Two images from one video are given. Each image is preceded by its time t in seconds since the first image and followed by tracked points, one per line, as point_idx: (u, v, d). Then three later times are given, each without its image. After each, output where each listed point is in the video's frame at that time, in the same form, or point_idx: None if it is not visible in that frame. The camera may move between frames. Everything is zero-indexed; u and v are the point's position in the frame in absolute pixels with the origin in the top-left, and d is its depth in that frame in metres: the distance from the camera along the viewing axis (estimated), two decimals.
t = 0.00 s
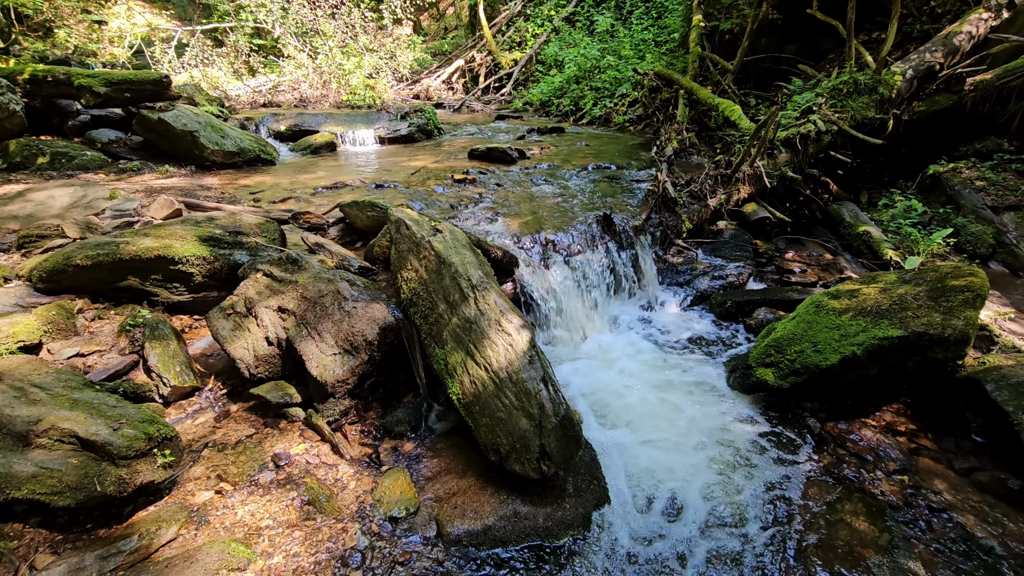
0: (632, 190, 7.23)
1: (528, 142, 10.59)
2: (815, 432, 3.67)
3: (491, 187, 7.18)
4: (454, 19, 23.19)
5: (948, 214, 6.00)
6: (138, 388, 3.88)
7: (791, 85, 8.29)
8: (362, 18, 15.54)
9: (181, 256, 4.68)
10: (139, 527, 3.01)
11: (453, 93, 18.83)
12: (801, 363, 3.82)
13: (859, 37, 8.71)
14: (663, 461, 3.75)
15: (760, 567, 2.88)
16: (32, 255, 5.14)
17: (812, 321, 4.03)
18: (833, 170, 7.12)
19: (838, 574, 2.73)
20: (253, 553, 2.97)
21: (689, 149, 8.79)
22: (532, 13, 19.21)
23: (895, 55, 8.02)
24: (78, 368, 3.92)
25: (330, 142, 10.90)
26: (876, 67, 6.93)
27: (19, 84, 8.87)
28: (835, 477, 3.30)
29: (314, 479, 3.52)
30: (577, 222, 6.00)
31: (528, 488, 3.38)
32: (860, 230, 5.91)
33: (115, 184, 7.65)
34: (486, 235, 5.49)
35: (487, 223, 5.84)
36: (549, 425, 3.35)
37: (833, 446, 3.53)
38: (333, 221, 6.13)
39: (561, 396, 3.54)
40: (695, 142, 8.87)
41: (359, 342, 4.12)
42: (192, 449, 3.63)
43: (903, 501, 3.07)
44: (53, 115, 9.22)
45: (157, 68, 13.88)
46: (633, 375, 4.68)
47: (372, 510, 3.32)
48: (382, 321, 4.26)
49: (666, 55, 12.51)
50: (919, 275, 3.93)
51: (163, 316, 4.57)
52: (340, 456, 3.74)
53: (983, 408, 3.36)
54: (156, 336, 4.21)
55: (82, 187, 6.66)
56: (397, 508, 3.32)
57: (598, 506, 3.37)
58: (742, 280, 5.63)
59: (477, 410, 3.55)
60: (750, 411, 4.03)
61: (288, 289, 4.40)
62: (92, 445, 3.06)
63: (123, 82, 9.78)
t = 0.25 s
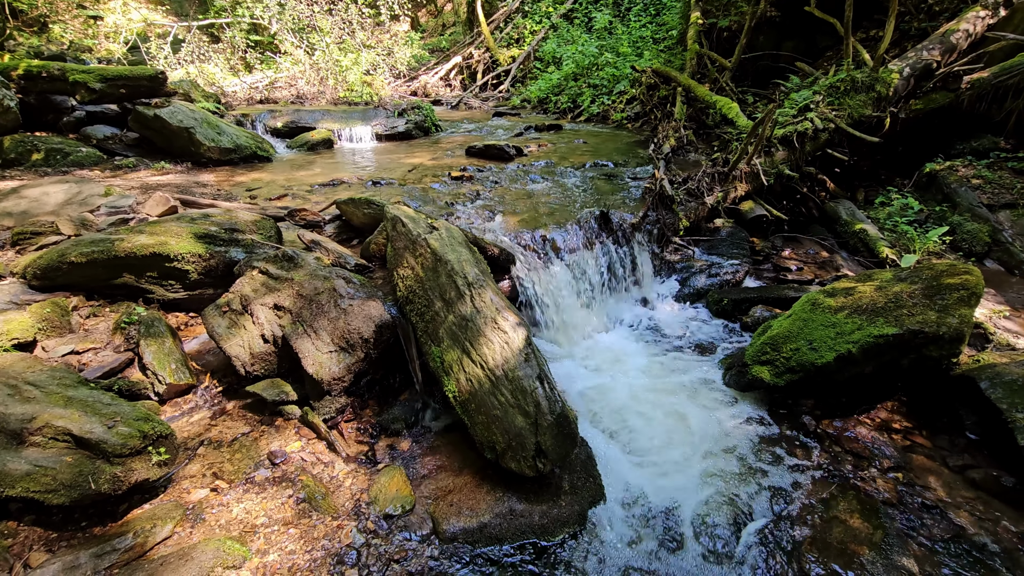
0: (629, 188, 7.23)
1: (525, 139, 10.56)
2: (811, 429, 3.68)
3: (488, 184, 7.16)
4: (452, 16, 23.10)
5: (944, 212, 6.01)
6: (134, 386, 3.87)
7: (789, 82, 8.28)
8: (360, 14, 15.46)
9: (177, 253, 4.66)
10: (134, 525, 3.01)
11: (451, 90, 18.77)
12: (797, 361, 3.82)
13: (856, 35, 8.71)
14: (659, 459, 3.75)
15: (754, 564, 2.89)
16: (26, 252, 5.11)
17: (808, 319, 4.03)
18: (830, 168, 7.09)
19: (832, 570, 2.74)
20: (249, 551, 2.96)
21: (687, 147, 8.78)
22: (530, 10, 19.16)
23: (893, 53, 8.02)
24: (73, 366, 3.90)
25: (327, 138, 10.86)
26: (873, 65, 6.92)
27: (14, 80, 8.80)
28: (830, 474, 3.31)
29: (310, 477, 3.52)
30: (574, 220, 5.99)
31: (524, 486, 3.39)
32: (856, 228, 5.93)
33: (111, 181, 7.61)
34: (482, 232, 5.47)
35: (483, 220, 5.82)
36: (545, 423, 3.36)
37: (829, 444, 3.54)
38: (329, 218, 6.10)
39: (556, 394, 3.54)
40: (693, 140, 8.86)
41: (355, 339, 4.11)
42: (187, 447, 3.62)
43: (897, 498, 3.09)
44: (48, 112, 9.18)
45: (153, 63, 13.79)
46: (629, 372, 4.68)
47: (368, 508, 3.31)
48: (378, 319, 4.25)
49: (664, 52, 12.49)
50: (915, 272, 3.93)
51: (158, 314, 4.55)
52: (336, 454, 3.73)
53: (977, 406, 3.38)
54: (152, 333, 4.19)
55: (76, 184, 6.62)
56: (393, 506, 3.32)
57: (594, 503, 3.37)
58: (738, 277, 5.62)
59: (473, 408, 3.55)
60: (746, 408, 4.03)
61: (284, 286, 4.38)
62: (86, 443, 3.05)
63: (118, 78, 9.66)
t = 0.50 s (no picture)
0: (627, 186, 7.21)
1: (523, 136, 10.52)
2: (808, 428, 3.68)
3: (485, 181, 7.13)
4: (450, 12, 22.98)
5: (941, 211, 6.02)
6: (128, 384, 3.83)
7: (786, 80, 8.27)
8: (356, 10, 15.36)
9: (172, 250, 4.62)
10: (129, 525, 2.98)
11: (448, 86, 18.68)
12: (794, 360, 3.82)
13: (854, 33, 8.70)
14: (657, 457, 3.74)
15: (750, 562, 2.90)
16: (19, 249, 5.05)
17: (805, 318, 4.02)
18: (828, 166, 7.00)
19: (829, 569, 2.74)
20: (244, 551, 2.94)
21: (684, 145, 8.77)
22: (528, 6, 19.09)
23: (890, 52, 8.02)
24: (66, 364, 3.86)
25: (323, 135, 10.79)
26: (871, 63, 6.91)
27: (6, 75, 8.72)
28: (827, 473, 3.32)
29: (306, 476, 3.50)
30: (572, 218, 5.96)
31: (521, 485, 3.38)
32: (854, 226, 5.93)
33: (105, 177, 7.54)
34: (480, 230, 5.45)
35: (481, 218, 5.79)
36: (542, 422, 3.35)
37: (826, 443, 3.54)
38: (325, 216, 6.06)
39: (554, 393, 3.54)
40: (691, 138, 8.84)
41: (351, 338, 4.08)
42: (182, 446, 3.60)
43: (894, 498, 3.09)
44: (41, 107, 9.09)
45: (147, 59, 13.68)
46: (627, 371, 4.67)
47: (364, 507, 3.30)
48: (375, 317, 4.22)
49: (662, 49, 12.46)
50: (912, 272, 3.93)
51: (153, 312, 4.51)
52: (332, 452, 3.71)
53: (974, 405, 3.38)
54: (146, 331, 4.15)
55: (70, 180, 6.55)
56: (390, 505, 3.30)
57: (591, 502, 3.37)
58: (736, 276, 5.61)
59: (470, 407, 3.53)
60: (743, 408, 4.03)
61: (279, 284, 4.35)
62: (79, 442, 3.02)
63: (112, 73, 9.58)
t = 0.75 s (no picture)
0: (625, 184, 7.19)
1: (521, 134, 10.50)
2: (807, 428, 3.68)
3: (483, 179, 7.10)
4: (448, 9, 22.87)
5: (939, 211, 6.02)
6: (122, 383, 3.79)
7: (785, 79, 8.25)
8: (354, 6, 15.27)
9: (167, 248, 4.57)
10: (123, 526, 2.95)
11: (446, 84, 18.60)
12: (793, 360, 3.81)
13: (853, 33, 8.69)
14: (655, 458, 3.73)
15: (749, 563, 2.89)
16: (12, 246, 4.99)
17: (804, 318, 4.01)
18: (827, 165, 6.96)
19: (828, 571, 2.74)
20: (240, 552, 2.92)
21: (683, 143, 8.74)
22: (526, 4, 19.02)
23: (889, 51, 8.02)
24: (60, 363, 3.82)
25: (321, 132, 10.73)
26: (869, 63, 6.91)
27: None
28: (825, 474, 3.31)
29: (303, 476, 3.47)
30: (570, 216, 5.93)
31: (519, 485, 3.36)
32: (852, 226, 5.93)
33: (100, 174, 7.47)
34: (478, 228, 5.41)
35: (479, 217, 5.75)
36: (540, 422, 3.34)
37: (824, 443, 3.54)
38: (322, 213, 6.01)
39: (552, 393, 3.52)
40: (689, 136, 8.82)
41: (348, 337, 4.05)
42: (177, 445, 3.56)
43: (892, 498, 3.09)
44: (35, 103, 8.98)
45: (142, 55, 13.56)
46: (625, 371, 4.65)
47: (361, 508, 3.28)
48: (372, 316, 4.18)
49: (661, 48, 12.43)
50: (911, 272, 3.92)
51: (148, 310, 4.47)
52: (329, 452, 3.68)
53: (972, 405, 3.38)
54: (141, 330, 4.11)
55: (64, 177, 6.48)
56: (387, 505, 3.28)
57: (590, 503, 3.36)
58: (734, 275, 5.60)
59: (468, 407, 3.52)
60: (742, 408, 4.02)
61: (276, 283, 4.32)
62: (73, 442, 2.98)
63: (107, 69, 9.49)
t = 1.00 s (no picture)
0: (623, 184, 7.17)
1: (519, 132, 10.47)
2: (805, 430, 3.67)
3: (480, 178, 7.06)
4: (445, 6, 22.78)
5: (936, 211, 6.02)
6: (115, 383, 3.74)
7: (783, 79, 8.24)
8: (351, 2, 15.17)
9: (161, 246, 4.52)
10: (115, 529, 2.91)
11: (443, 81, 18.52)
12: (791, 361, 3.79)
13: (851, 32, 8.69)
14: (653, 459, 3.72)
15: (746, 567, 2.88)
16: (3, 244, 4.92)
17: (803, 319, 3.99)
18: (824, 166, 6.96)
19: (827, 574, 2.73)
20: (234, 555, 2.88)
21: (681, 143, 8.72)
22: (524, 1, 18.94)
23: (886, 51, 8.01)
24: (51, 363, 3.76)
25: (317, 129, 10.65)
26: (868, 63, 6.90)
27: None
28: (823, 476, 3.30)
29: (298, 478, 3.44)
30: (568, 215, 5.90)
31: (516, 487, 3.34)
32: (850, 226, 5.92)
33: (93, 171, 7.38)
34: (475, 227, 5.37)
35: (476, 216, 5.71)
36: (538, 424, 3.32)
37: (822, 445, 3.53)
38: (318, 212, 5.95)
39: (550, 394, 3.50)
40: (687, 135, 8.79)
41: (344, 337, 4.01)
42: (171, 446, 3.52)
43: (891, 501, 3.08)
44: (28, 98, 8.94)
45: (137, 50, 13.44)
46: (622, 371, 4.63)
47: (357, 510, 3.25)
48: (368, 316, 4.14)
49: (659, 46, 12.40)
50: (910, 273, 3.91)
51: (141, 309, 4.42)
52: (324, 454, 3.65)
53: (969, 407, 3.37)
54: (134, 329, 4.06)
55: (57, 173, 6.40)
56: (383, 508, 3.25)
57: (587, 505, 3.34)
58: (732, 276, 5.59)
59: (465, 409, 3.49)
60: (740, 409, 4.01)
61: (271, 282, 4.27)
62: (64, 444, 2.94)
63: (101, 64, 9.31)
